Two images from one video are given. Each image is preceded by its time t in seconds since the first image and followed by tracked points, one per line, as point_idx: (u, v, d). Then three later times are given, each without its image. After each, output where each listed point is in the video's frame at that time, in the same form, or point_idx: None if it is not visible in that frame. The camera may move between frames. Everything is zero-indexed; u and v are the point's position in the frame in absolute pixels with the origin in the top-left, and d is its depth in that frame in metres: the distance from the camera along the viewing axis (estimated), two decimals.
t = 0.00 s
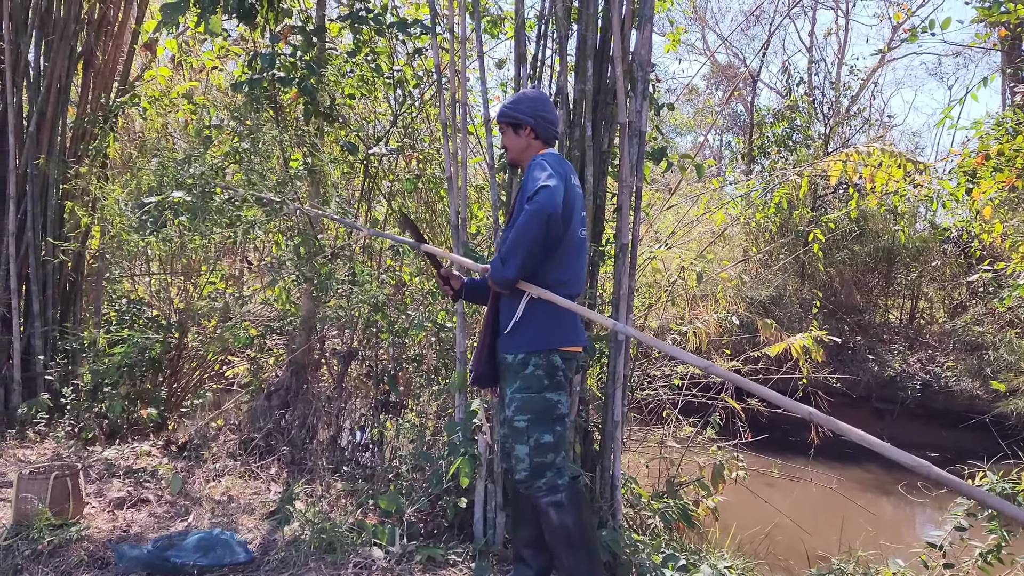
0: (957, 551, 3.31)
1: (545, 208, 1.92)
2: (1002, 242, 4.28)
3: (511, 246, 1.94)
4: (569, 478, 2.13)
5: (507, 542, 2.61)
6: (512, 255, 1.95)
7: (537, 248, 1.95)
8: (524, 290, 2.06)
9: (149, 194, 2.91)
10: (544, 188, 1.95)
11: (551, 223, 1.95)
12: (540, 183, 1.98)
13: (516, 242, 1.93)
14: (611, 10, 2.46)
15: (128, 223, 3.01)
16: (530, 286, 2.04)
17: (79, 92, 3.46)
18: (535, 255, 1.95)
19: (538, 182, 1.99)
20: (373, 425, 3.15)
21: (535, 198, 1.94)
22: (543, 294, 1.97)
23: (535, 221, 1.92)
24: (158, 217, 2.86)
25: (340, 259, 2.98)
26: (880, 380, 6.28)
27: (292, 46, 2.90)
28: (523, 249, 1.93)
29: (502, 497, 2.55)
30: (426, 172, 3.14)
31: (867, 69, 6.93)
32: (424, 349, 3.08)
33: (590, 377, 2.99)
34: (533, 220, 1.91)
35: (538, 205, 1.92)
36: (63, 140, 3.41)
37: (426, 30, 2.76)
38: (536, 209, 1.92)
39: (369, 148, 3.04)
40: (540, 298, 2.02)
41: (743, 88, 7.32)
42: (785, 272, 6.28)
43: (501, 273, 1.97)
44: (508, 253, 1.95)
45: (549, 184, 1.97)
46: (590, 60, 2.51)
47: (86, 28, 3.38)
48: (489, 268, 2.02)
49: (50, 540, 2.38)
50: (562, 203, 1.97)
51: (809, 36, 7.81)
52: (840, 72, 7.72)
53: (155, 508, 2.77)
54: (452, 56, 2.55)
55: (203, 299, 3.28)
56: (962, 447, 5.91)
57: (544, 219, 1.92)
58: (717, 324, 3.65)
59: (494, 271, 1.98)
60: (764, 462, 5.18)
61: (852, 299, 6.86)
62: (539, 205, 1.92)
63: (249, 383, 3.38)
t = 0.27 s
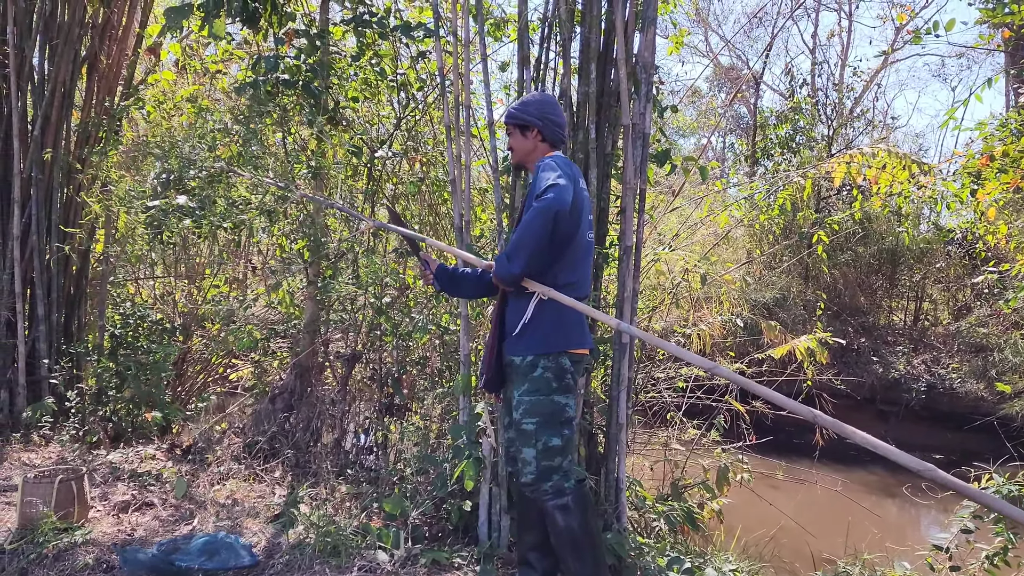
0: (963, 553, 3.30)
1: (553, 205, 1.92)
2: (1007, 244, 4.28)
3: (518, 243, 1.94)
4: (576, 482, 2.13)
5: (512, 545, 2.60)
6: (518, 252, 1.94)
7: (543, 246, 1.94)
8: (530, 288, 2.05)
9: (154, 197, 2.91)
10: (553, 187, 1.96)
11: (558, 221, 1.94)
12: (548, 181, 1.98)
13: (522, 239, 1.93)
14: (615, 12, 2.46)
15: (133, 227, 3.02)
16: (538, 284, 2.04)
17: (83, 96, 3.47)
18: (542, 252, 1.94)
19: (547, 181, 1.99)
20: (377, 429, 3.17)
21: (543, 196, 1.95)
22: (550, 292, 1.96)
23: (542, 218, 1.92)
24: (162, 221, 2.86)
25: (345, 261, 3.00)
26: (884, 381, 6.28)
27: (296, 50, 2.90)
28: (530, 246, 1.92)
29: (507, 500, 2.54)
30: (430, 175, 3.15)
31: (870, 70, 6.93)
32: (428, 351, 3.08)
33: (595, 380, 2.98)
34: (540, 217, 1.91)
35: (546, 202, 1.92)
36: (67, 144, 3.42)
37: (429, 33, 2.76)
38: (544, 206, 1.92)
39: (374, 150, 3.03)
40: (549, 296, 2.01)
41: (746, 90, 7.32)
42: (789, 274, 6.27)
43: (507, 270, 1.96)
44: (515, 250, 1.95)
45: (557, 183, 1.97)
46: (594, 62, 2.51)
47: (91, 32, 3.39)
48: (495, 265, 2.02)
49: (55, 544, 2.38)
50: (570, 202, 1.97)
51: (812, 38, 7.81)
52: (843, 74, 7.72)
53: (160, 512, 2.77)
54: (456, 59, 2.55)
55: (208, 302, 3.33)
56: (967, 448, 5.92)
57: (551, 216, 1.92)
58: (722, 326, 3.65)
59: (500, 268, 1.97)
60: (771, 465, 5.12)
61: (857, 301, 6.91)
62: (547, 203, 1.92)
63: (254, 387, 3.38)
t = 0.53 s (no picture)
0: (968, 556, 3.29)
1: (554, 208, 1.92)
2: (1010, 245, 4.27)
3: (520, 247, 1.94)
4: (578, 485, 2.13)
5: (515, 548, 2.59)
6: (520, 256, 1.94)
7: (546, 249, 1.94)
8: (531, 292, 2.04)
9: (157, 201, 2.91)
10: (553, 190, 1.95)
11: (560, 224, 1.94)
12: (549, 185, 1.98)
13: (525, 243, 1.93)
14: (617, 15, 2.46)
15: (136, 231, 3.02)
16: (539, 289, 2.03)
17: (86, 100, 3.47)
18: (544, 256, 1.94)
19: (547, 185, 1.99)
20: (380, 432, 3.15)
21: (543, 200, 1.94)
22: (550, 296, 1.96)
23: (543, 222, 1.91)
24: (165, 224, 2.86)
25: (347, 266, 3.04)
26: (887, 383, 6.28)
27: (298, 53, 2.91)
28: (532, 250, 1.92)
29: (510, 503, 2.53)
30: (432, 177, 3.13)
31: (872, 72, 6.93)
32: (431, 354, 3.09)
33: (597, 383, 2.98)
34: (541, 221, 1.91)
35: (547, 206, 1.92)
36: (71, 147, 3.42)
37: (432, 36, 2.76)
38: (545, 210, 1.92)
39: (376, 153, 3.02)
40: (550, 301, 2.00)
41: (748, 92, 7.32)
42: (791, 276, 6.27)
43: (509, 275, 1.96)
44: (517, 254, 1.94)
45: (558, 186, 1.97)
46: (596, 65, 2.52)
47: (93, 36, 3.39)
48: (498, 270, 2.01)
49: (58, 548, 2.37)
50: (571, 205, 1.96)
51: (814, 40, 7.81)
52: (845, 75, 7.72)
53: (163, 516, 2.77)
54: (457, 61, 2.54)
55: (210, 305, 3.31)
56: (970, 450, 5.90)
57: (552, 220, 1.91)
58: (724, 329, 3.64)
59: (503, 273, 1.97)
60: (774, 467, 5.11)
61: (859, 302, 6.89)
62: (548, 206, 1.92)
63: (257, 390, 3.39)
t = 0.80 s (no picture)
0: (970, 558, 3.28)
1: (559, 211, 1.92)
2: (1011, 245, 4.26)
3: (522, 248, 1.94)
4: (579, 487, 2.12)
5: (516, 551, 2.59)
6: (523, 257, 1.94)
7: (547, 251, 1.94)
8: (530, 295, 2.04)
9: (158, 204, 2.91)
10: (558, 193, 1.95)
11: (563, 227, 1.95)
12: (553, 187, 1.98)
13: (527, 245, 1.93)
14: (617, 17, 2.46)
15: (136, 234, 3.02)
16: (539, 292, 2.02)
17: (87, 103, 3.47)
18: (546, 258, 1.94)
19: (552, 187, 1.98)
20: (381, 434, 3.14)
21: (548, 202, 1.94)
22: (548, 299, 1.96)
23: (547, 224, 1.92)
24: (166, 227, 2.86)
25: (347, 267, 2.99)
26: (888, 384, 6.28)
27: (299, 56, 2.90)
28: (534, 253, 1.93)
29: (511, 506, 2.53)
30: (433, 180, 3.14)
31: (872, 73, 6.93)
32: (432, 356, 3.09)
33: (598, 384, 2.98)
34: (544, 224, 1.91)
35: (551, 209, 1.92)
36: (71, 150, 3.42)
37: (432, 38, 2.77)
38: (549, 212, 1.92)
39: (376, 156, 3.05)
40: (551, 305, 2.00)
41: (749, 93, 7.32)
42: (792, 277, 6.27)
43: (511, 276, 1.96)
44: (519, 255, 1.95)
45: (562, 188, 1.97)
46: (596, 67, 2.52)
47: (94, 39, 3.40)
48: (499, 270, 2.02)
49: (58, 551, 2.37)
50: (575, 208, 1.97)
51: (814, 40, 7.81)
52: (845, 76, 7.71)
53: (163, 519, 2.76)
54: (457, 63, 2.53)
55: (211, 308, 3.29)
56: (972, 451, 5.90)
57: (555, 223, 1.92)
58: (725, 330, 3.64)
59: (505, 274, 1.98)
60: (774, 468, 5.11)
61: (860, 303, 6.88)
62: (552, 209, 1.92)
63: (259, 393, 3.38)
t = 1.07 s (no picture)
0: (969, 555, 3.29)
1: (577, 226, 1.90)
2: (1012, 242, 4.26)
3: (539, 262, 1.90)
4: (578, 483, 2.12)
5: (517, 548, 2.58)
6: (540, 271, 1.91)
7: (563, 268, 1.92)
8: (523, 309, 2.01)
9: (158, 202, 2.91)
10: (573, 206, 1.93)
11: (580, 245, 1.93)
12: (566, 199, 1.95)
13: (544, 262, 1.90)
14: (618, 14, 2.45)
15: (137, 231, 3.02)
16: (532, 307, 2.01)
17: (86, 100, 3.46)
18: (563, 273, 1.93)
19: (567, 201, 1.94)
20: (381, 432, 3.13)
21: (563, 215, 1.91)
22: (545, 317, 1.95)
23: (566, 242, 1.89)
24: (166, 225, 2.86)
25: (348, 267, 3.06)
26: (889, 382, 6.27)
27: (299, 53, 2.90)
28: (552, 270, 1.90)
29: (513, 503, 2.53)
30: (433, 177, 3.11)
31: (873, 71, 6.92)
32: (433, 354, 3.09)
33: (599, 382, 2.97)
34: (563, 243, 1.88)
35: (569, 225, 1.89)
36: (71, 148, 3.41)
37: (432, 36, 2.76)
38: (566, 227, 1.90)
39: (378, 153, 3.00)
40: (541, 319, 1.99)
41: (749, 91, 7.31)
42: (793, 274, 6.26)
43: (524, 288, 1.93)
44: (534, 269, 1.91)
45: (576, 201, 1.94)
46: (597, 63, 2.51)
47: (93, 36, 3.39)
48: (507, 279, 1.97)
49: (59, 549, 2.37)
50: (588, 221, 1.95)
51: (815, 38, 7.80)
52: (846, 74, 7.70)
53: (164, 517, 2.76)
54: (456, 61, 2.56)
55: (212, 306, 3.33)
56: (973, 449, 5.91)
57: (574, 243, 1.89)
58: (726, 328, 3.63)
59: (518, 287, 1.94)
60: (776, 466, 5.14)
61: (861, 301, 6.87)
62: (571, 225, 1.89)
63: (259, 390, 3.36)
